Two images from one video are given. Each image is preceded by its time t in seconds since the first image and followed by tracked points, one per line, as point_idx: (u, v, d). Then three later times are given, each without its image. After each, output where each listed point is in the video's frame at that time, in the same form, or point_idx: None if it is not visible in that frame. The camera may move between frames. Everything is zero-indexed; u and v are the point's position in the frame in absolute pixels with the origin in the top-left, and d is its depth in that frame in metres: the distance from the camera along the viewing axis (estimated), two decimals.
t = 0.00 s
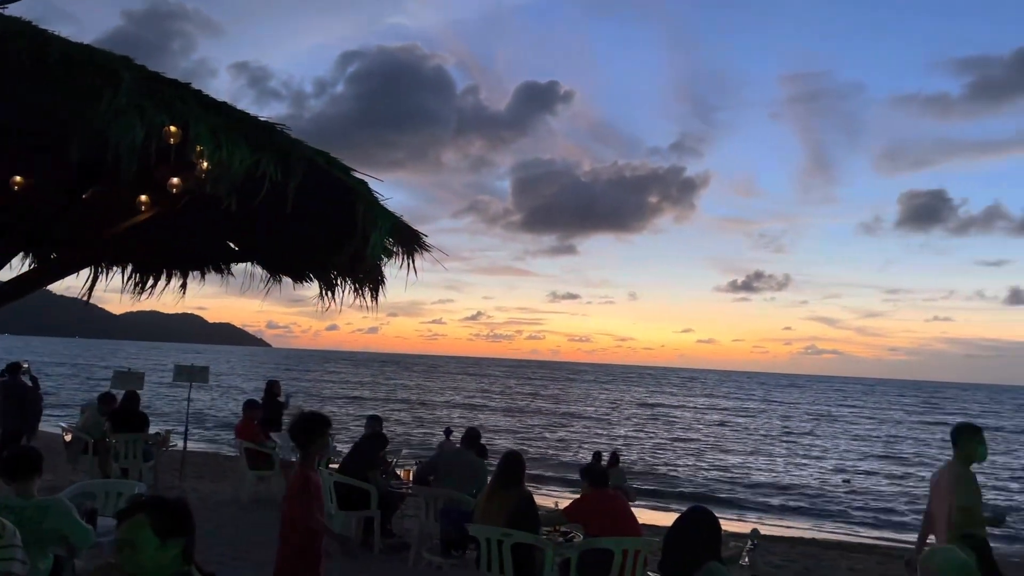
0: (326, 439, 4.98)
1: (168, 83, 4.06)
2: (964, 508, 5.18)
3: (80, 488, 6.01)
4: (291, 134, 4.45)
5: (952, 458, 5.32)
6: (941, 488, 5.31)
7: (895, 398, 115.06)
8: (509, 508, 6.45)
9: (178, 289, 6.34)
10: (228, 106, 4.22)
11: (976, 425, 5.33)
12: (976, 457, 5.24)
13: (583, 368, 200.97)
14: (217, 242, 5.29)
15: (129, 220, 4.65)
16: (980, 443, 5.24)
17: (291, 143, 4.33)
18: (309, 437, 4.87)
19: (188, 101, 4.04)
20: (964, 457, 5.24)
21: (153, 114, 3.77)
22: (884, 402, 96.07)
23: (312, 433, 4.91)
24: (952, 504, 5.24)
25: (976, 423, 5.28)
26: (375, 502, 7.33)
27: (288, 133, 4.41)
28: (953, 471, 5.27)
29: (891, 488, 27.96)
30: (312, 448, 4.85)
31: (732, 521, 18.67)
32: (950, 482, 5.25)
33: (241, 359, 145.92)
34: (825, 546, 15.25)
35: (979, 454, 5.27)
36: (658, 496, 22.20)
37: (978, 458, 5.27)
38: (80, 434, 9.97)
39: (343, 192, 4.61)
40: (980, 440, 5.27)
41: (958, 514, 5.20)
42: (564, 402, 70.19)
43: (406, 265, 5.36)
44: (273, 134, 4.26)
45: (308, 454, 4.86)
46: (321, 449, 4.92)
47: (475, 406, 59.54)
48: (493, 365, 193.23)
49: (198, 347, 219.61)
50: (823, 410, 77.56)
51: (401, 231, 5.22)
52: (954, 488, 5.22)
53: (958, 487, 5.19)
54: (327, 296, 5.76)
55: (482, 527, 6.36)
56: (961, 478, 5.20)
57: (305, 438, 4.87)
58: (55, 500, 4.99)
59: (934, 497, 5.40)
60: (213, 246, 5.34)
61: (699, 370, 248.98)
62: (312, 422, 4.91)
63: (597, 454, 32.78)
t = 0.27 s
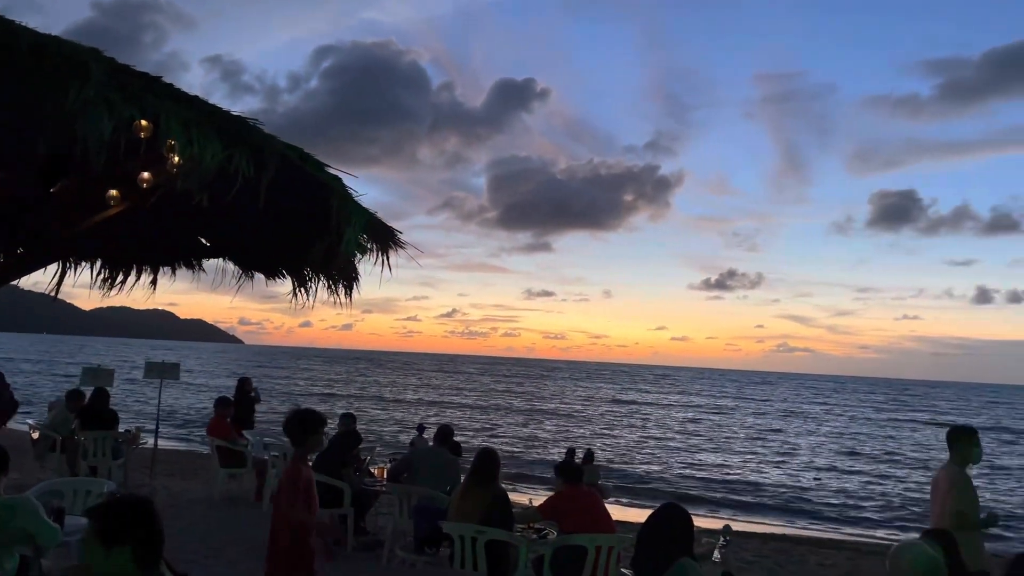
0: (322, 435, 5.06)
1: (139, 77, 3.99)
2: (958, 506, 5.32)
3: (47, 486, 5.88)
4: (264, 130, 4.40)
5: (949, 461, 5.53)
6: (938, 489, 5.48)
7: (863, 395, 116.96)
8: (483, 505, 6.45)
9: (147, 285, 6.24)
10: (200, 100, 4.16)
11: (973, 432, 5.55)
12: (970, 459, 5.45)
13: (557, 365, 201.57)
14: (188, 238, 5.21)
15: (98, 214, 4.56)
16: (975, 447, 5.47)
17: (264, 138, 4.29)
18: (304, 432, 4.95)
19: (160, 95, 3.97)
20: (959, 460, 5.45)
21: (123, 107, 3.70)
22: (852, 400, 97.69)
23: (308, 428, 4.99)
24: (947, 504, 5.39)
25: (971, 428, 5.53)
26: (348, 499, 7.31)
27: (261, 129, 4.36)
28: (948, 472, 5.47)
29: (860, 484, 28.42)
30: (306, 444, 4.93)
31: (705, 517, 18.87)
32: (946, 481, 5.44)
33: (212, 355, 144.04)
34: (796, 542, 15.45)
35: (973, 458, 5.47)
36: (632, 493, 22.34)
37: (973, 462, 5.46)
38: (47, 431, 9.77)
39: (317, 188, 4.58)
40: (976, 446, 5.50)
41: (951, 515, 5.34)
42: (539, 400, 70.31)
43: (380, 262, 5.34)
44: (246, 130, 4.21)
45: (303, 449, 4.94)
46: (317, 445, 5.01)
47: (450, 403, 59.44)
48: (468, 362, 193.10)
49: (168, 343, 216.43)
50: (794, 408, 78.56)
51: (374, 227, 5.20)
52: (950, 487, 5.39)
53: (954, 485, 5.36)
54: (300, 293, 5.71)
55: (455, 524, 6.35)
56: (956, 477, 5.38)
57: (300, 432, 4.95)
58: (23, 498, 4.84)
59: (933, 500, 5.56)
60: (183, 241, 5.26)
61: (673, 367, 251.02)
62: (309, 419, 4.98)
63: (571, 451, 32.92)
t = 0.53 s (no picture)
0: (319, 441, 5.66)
1: (108, 68, 3.90)
2: (953, 506, 5.36)
3: (13, 484, 5.77)
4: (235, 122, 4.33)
5: (944, 459, 5.54)
6: (934, 488, 5.51)
7: (831, 392, 118.88)
8: (456, 502, 6.45)
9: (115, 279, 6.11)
10: (169, 93, 4.09)
11: (966, 429, 5.54)
12: (965, 458, 5.46)
13: (531, 362, 202.09)
14: (157, 232, 5.11)
15: (65, 207, 4.46)
16: (969, 445, 5.48)
17: (236, 132, 4.23)
18: (301, 438, 5.55)
19: (129, 87, 3.89)
20: (952, 459, 5.46)
21: (91, 100, 3.62)
22: (821, 396, 99.29)
23: (305, 434, 5.59)
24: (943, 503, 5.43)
25: (965, 427, 5.53)
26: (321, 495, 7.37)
27: (232, 122, 4.29)
28: (943, 470, 5.50)
29: (828, 480, 28.89)
30: (304, 448, 5.52)
31: (676, 513, 19.04)
32: (941, 480, 5.47)
33: (181, 352, 142.16)
34: (767, 537, 15.66)
35: (968, 456, 5.49)
36: (605, 489, 22.49)
37: (967, 460, 5.48)
38: (10, 428, 9.55)
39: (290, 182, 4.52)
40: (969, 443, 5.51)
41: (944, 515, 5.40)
42: (513, 396, 70.41)
43: (353, 257, 5.30)
44: (217, 123, 4.15)
45: (302, 452, 5.54)
46: (314, 449, 5.60)
47: (423, 400, 59.31)
48: (441, 358, 192.74)
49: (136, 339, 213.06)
50: (764, 404, 79.61)
51: (348, 222, 5.15)
52: (945, 487, 5.42)
53: (949, 485, 5.39)
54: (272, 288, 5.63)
55: (429, 521, 6.33)
56: (949, 476, 5.41)
57: (298, 437, 5.55)
58: None
59: (929, 498, 5.60)
60: (153, 236, 5.16)
61: (646, 364, 252.90)
62: (307, 424, 5.59)
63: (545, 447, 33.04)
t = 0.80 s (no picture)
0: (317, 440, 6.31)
1: (77, 57, 3.80)
2: (955, 508, 5.66)
3: None
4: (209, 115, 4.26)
5: (944, 464, 5.84)
6: (935, 491, 5.80)
7: (799, 387, 120.71)
8: (430, 499, 6.46)
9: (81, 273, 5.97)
10: (140, 84, 4.01)
11: (964, 432, 5.87)
12: (963, 461, 5.77)
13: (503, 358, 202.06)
14: (127, 226, 5.01)
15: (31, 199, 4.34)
16: (966, 449, 5.79)
17: (210, 125, 4.16)
18: (303, 439, 6.26)
19: (98, 77, 3.80)
20: (951, 462, 5.76)
21: (60, 90, 3.53)
22: (789, 392, 100.74)
23: (306, 435, 6.28)
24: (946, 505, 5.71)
25: (961, 432, 5.85)
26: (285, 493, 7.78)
27: (205, 114, 4.22)
28: (943, 474, 5.79)
29: (796, 474, 29.39)
30: (303, 448, 6.24)
31: (647, 508, 19.22)
32: (942, 484, 5.76)
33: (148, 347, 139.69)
34: (736, 531, 15.90)
35: (967, 459, 5.80)
36: (578, 484, 22.61)
37: (966, 463, 5.80)
38: None
39: (264, 176, 4.48)
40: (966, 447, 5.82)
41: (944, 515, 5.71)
42: (486, 392, 70.47)
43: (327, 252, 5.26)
44: (190, 116, 4.08)
45: (301, 450, 6.27)
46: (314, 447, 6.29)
47: (395, 396, 59.00)
48: (414, 354, 191.91)
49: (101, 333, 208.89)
50: (734, 399, 80.63)
51: (322, 216, 5.12)
52: (947, 491, 5.71)
53: (950, 488, 5.69)
54: (244, 283, 5.56)
55: (402, 518, 6.33)
56: (951, 480, 5.70)
57: (301, 438, 6.26)
58: None
59: (930, 502, 5.89)
60: (121, 230, 5.06)
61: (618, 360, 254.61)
62: (306, 425, 6.27)
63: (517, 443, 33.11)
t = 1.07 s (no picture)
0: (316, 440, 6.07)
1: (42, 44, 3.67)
2: (949, 502, 5.78)
3: None
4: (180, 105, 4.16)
5: (939, 458, 5.93)
6: (929, 485, 5.91)
7: (766, 382, 122.50)
8: (402, 494, 6.44)
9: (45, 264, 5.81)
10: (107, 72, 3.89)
11: (955, 428, 5.92)
12: (958, 456, 5.87)
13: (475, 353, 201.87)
14: (93, 218, 4.88)
15: None
16: (961, 444, 5.88)
17: (180, 116, 4.06)
18: (300, 437, 6.00)
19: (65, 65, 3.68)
20: (947, 457, 5.85)
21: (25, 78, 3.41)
22: (757, 387, 102.14)
23: (303, 434, 6.03)
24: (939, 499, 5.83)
25: (957, 426, 5.92)
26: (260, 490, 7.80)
27: (176, 105, 4.12)
28: (939, 468, 5.89)
29: (764, 468, 29.83)
30: (300, 446, 5.99)
31: (619, 502, 19.35)
32: (937, 478, 5.86)
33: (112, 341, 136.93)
34: (706, 524, 16.09)
35: (961, 454, 5.90)
36: (550, 479, 22.69)
37: (960, 457, 5.90)
38: None
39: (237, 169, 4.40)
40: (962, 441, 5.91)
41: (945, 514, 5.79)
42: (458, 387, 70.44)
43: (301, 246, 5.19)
44: (160, 107, 3.97)
45: (298, 449, 6.00)
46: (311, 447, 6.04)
47: (365, 391, 58.62)
48: (385, 349, 190.85)
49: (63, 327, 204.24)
50: (703, 394, 81.61)
51: (296, 210, 5.06)
52: (942, 485, 5.82)
53: (946, 483, 5.79)
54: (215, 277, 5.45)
55: (375, 514, 6.32)
56: (946, 474, 5.80)
57: (298, 437, 6.00)
58: None
59: (924, 494, 6.01)
60: (88, 222, 4.93)
61: (590, 354, 255.94)
62: (304, 424, 6.02)
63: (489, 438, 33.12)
